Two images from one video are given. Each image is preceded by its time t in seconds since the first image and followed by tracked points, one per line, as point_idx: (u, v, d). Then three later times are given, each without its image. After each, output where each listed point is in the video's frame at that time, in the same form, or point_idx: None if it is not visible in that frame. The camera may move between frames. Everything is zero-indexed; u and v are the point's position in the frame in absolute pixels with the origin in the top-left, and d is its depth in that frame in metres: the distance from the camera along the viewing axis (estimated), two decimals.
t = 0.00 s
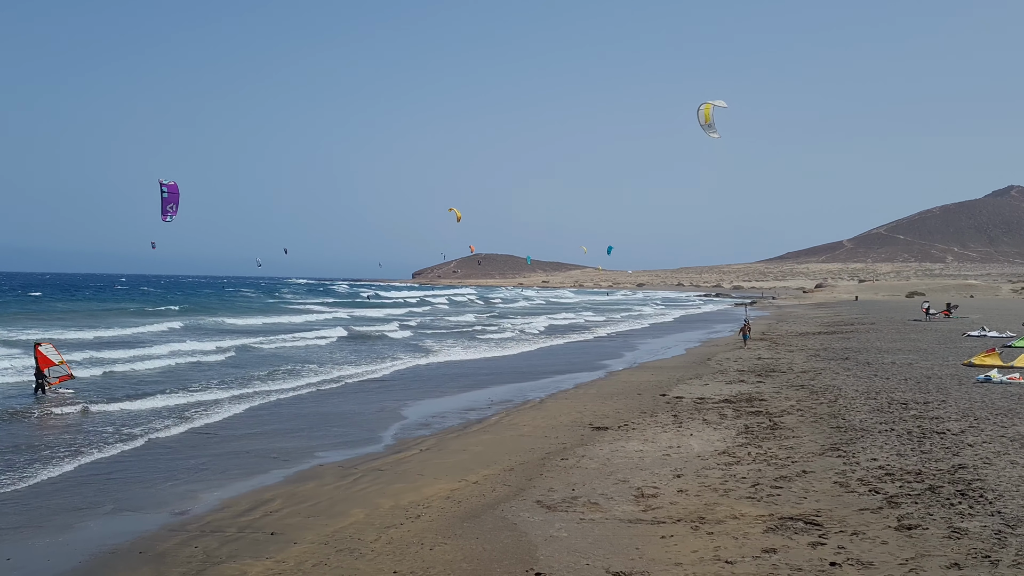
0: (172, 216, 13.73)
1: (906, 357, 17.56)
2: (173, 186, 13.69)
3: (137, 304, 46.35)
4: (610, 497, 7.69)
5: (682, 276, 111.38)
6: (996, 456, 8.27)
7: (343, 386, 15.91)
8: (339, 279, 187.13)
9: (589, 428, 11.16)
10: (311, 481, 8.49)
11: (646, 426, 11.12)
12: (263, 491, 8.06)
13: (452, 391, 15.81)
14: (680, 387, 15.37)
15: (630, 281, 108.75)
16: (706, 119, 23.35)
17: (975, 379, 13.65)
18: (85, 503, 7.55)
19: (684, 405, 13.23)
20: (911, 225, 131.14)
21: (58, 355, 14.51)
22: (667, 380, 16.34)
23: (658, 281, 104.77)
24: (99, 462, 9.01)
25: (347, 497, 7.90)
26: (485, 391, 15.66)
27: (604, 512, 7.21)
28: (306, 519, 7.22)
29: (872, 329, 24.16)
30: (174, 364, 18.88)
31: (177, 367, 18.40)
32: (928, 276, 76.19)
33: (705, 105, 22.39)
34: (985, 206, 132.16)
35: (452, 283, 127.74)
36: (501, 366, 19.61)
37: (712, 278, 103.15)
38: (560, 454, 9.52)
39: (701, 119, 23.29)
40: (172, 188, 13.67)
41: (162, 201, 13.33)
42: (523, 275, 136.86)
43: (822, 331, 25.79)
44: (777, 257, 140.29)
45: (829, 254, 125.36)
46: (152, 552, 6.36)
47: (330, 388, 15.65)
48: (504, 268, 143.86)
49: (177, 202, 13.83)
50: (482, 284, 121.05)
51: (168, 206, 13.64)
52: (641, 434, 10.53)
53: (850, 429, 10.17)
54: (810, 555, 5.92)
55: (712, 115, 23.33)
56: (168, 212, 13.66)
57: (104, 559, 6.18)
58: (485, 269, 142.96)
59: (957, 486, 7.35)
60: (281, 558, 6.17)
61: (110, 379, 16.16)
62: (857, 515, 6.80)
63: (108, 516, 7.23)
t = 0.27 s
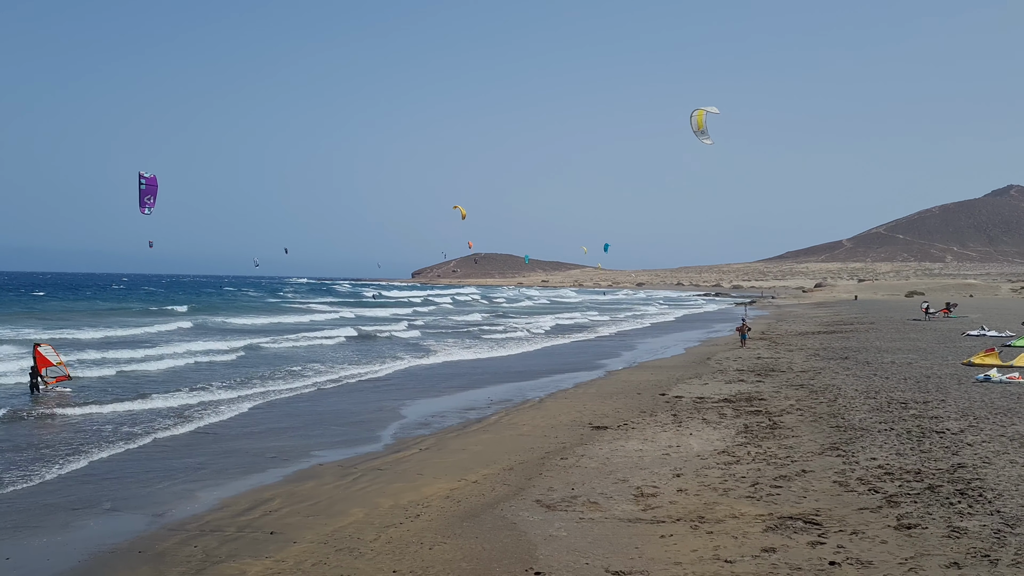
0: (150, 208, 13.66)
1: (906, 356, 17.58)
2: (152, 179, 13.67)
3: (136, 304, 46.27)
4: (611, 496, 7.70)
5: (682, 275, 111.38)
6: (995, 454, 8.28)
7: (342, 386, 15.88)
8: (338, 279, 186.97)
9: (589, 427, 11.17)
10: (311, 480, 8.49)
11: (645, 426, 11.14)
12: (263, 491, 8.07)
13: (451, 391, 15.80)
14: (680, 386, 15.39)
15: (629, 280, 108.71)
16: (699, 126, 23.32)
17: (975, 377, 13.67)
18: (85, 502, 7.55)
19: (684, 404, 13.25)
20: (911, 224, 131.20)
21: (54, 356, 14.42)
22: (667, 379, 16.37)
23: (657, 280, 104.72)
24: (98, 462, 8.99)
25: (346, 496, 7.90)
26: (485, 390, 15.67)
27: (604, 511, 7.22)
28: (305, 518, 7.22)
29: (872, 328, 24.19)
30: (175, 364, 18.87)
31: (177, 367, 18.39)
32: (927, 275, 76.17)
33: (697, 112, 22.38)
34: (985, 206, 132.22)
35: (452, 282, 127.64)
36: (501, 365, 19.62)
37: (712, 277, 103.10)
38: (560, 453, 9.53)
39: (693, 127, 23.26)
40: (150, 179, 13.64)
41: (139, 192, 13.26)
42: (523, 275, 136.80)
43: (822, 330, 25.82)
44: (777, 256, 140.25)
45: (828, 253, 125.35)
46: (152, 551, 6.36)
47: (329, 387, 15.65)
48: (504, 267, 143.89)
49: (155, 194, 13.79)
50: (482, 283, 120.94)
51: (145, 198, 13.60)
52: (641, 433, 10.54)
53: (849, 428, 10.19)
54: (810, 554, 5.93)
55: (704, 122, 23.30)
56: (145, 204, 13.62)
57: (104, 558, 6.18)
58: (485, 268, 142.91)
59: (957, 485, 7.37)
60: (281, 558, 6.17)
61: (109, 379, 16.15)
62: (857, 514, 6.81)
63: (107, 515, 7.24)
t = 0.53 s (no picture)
0: (137, 198, 13.61)
1: (905, 356, 17.59)
2: (141, 169, 13.63)
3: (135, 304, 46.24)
4: (611, 496, 7.70)
5: (681, 275, 111.38)
6: (994, 454, 8.28)
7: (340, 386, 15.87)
8: (338, 278, 186.87)
9: (589, 427, 11.18)
10: (310, 479, 8.49)
11: (645, 425, 11.14)
12: (262, 490, 8.07)
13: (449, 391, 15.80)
14: (680, 386, 15.39)
15: (629, 280, 108.71)
16: (694, 136, 23.35)
17: (974, 377, 13.68)
18: (85, 502, 7.55)
19: (683, 404, 13.25)
20: (910, 224, 131.22)
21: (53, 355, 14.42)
22: (667, 378, 16.37)
23: (657, 280, 104.68)
24: (96, 462, 8.97)
25: (346, 496, 7.91)
26: (485, 390, 15.68)
27: (605, 511, 7.21)
28: (305, 518, 7.23)
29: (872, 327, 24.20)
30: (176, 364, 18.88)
31: (177, 367, 18.39)
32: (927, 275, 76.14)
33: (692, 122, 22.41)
34: (984, 206, 132.26)
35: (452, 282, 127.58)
36: (500, 365, 19.63)
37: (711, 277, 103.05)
38: (559, 453, 9.54)
39: (688, 136, 23.37)
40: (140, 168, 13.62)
41: (127, 181, 13.22)
42: (523, 274, 136.75)
43: (822, 330, 25.83)
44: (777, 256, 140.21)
45: (828, 253, 125.34)
46: (151, 550, 6.36)
47: (329, 387, 15.66)
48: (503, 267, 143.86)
49: (143, 185, 13.76)
50: (481, 283, 120.87)
51: (134, 187, 13.56)
52: (640, 433, 10.55)
53: (849, 428, 10.19)
54: (809, 553, 5.94)
55: (699, 132, 23.35)
56: (134, 193, 13.58)
57: (104, 558, 6.19)
58: (484, 268, 142.89)
59: (955, 484, 7.37)
60: (280, 557, 6.17)
61: (109, 379, 16.15)
62: (858, 515, 6.81)
63: (107, 514, 7.24)
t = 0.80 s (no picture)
0: (136, 188, 13.63)
1: (905, 356, 17.60)
2: (140, 160, 13.66)
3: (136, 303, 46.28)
4: (612, 496, 7.70)
5: (681, 275, 111.49)
6: (994, 454, 8.29)
7: (340, 386, 15.88)
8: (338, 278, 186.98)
9: (589, 427, 11.19)
10: (310, 480, 8.49)
11: (645, 425, 11.15)
12: (263, 490, 8.08)
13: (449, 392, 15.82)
14: (680, 386, 15.40)
15: (629, 280, 108.76)
16: (693, 144, 23.35)
17: (974, 377, 13.68)
18: (85, 502, 7.55)
19: (684, 404, 13.26)
20: (910, 224, 131.23)
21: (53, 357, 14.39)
22: (667, 378, 16.38)
23: (657, 280, 104.70)
24: (97, 462, 8.98)
25: (346, 496, 7.91)
26: (485, 390, 15.70)
27: (606, 511, 7.22)
28: (305, 518, 7.23)
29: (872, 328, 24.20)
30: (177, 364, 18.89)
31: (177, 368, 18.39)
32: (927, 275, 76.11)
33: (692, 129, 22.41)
34: (984, 206, 132.27)
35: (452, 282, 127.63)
36: (500, 365, 19.65)
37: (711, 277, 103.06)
38: (560, 453, 9.54)
39: (687, 144, 23.38)
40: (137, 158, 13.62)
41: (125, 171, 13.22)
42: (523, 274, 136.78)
43: (822, 330, 25.84)
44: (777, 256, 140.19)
45: (828, 253, 125.34)
46: (152, 550, 6.37)
47: (330, 387, 15.68)
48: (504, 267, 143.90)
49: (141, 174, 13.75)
50: (482, 283, 120.96)
51: (132, 177, 13.57)
52: (640, 433, 10.55)
53: (849, 428, 10.20)
54: (809, 554, 5.94)
55: (699, 139, 23.34)
56: (131, 183, 13.58)
57: (104, 558, 6.19)
58: (484, 268, 142.87)
59: (955, 485, 7.38)
60: (280, 557, 6.17)
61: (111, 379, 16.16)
62: (857, 515, 6.82)
63: (106, 514, 7.24)
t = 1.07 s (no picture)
0: (142, 180, 13.62)
1: (905, 356, 17.60)
2: (146, 152, 13.66)
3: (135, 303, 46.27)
4: (612, 496, 7.69)
5: (681, 275, 111.54)
6: (994, 454, 8.28)
7: (339, 386, 15.87)
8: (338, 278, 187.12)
9: (588, 426, 11.20)
10: (310, 479, 8.49)
11: (645, 425, 11.15)
12: (263, 490, 8.08)
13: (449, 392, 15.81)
14: (680, 386, 15.40)
15: (629, 280, 108.82)
16: (693, 151, 23.35)
17: (974, 377, 13.69)
18: (84, 502, 7.54)
19: (684, 403, 13.27)
20: (910, 224, 131.26)
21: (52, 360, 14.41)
22: (666, 378, 16.39)
23: (657, 280, 104.75)
24: (96, 462, 8.98)
25: (346, 496, 7.91)
26: (485, 389, 15.72)
27: (606, 511, 7.22)
28: (305, 518, 7.23)
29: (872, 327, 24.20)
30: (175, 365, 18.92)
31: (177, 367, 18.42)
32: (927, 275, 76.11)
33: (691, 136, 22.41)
34: (984, 206, 132.31)
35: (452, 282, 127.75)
36: (500, 365, 19.65)
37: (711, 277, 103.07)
38: (560, 452, 9.54)
39: (686, 150, 23.39)
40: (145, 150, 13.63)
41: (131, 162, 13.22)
42: (523, 274, 136.85)
43: (822, 330, 25.84)
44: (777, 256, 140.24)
45: (828, 253, 125.34)
46: (152, 550, 6.37)
47: (329, 387, 15.69)
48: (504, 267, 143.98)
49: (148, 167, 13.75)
50: (482, 283, 121.08)
51: (139, 168, 13.58)
52: (641, 433, 10.55)
53: (849, 428, 10.20)
54: (810, 554, 5.94)
55: (698, 146, 23.33)
56: (139, 175, 13.59)
57: (104, 558, 6.19)
58: (484, 268, 142.90)
59: (955, 485, 7.38)
60: (280, 558, 6.17)
61: (111, 379, 16.17)
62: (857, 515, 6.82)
63: (105, 514, 7.24)
